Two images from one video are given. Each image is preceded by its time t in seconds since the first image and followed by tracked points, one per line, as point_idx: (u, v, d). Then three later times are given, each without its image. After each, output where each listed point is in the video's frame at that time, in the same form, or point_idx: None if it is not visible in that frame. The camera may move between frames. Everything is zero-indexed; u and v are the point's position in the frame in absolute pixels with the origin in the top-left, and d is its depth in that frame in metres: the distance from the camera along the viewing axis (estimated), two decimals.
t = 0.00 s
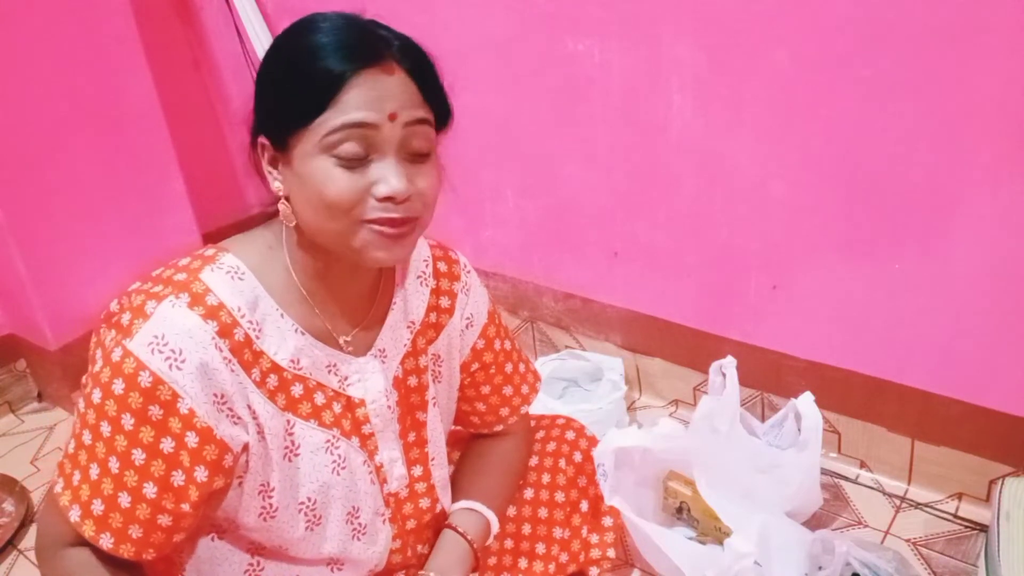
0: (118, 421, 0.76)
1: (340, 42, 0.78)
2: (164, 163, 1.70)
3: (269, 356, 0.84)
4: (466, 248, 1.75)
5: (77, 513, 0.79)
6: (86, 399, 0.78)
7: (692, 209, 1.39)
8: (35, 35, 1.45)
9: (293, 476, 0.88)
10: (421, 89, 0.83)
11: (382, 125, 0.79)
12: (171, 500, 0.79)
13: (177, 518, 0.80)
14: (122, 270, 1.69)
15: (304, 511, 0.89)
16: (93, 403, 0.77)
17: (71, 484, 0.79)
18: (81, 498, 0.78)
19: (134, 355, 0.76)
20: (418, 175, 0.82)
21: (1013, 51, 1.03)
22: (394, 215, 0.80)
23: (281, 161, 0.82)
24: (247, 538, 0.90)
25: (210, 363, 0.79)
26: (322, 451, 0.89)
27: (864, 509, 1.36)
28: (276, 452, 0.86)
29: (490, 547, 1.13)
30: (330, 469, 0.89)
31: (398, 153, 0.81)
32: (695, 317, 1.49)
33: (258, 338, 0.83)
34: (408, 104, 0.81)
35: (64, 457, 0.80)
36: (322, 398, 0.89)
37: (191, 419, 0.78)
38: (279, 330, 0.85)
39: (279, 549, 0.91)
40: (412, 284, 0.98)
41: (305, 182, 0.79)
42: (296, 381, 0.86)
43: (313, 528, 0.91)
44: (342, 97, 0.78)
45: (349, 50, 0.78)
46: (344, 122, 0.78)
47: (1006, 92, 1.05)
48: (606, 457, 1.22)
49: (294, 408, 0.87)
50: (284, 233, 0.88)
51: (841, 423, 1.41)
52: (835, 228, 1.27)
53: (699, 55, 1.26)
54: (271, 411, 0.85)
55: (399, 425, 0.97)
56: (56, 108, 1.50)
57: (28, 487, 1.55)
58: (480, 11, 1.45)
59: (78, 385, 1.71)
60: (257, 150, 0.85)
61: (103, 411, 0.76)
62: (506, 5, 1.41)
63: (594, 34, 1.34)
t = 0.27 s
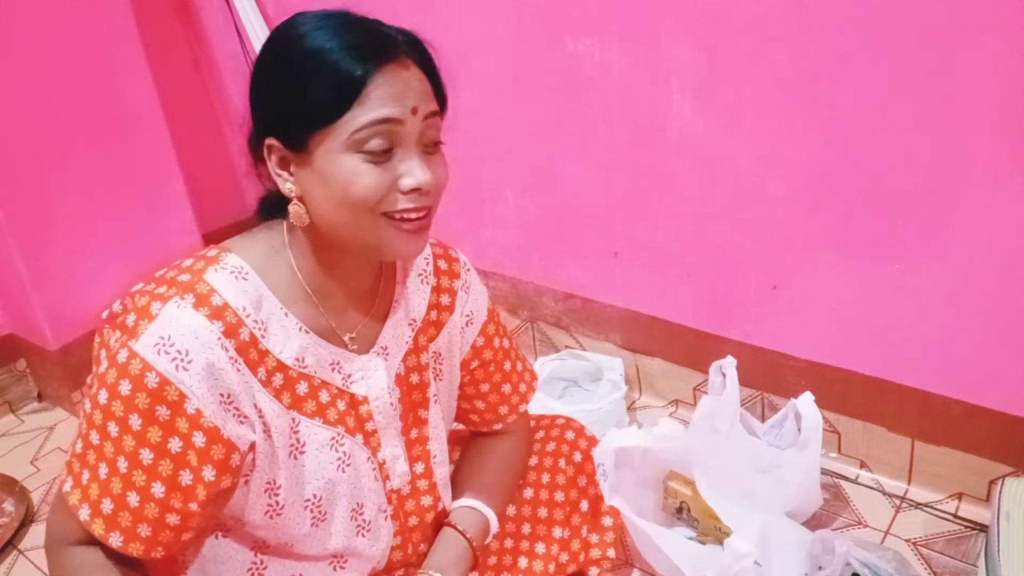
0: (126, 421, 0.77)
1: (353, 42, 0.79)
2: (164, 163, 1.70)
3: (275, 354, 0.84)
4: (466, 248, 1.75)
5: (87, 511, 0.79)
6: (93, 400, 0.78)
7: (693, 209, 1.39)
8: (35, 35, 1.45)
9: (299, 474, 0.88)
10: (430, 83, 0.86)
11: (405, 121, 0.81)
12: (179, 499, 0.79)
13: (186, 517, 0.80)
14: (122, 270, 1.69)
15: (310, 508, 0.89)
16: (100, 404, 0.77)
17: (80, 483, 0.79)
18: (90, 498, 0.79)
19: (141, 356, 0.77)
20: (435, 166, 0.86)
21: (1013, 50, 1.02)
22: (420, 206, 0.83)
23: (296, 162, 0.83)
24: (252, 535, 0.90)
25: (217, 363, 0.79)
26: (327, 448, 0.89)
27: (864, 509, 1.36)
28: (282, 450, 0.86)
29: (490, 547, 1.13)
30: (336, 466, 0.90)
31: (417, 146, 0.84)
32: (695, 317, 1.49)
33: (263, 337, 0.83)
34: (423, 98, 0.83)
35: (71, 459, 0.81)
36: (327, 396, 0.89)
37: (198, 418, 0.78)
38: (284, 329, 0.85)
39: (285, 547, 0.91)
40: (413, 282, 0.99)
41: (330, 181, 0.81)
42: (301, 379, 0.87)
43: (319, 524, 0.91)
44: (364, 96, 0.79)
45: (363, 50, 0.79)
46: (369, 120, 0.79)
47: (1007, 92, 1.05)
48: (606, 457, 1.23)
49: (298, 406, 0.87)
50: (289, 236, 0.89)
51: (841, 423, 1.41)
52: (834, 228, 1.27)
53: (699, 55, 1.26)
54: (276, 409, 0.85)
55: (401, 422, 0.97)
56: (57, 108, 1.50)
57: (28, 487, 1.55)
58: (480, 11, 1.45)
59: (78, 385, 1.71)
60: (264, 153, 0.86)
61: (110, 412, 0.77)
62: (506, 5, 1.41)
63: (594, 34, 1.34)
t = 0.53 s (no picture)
0: (131, 416, 0.76)
1: (360, 41, 0.80)
2: (164, 163, 1.70)
3: (280, 349, 0.84)
4: (466, 248, 1.75)
5: (89, 507, 0.79)
6: (96, 395, 0.78)
7: (692, 209, 1.39)
8: (35, 35, 1.45)
9: (303, 470, 0.88)
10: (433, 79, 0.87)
11: (415, 117, 0.82)
12: (183, 494, 0.79)
13: (189, 513, 0.80)
14: (122, 270, 1.69)
15: (314, 504, 0.90)
16: (103, 399, 0.77)
17: (82, 479, 0.79)
18: (92, 493, 0.78)
19: (147, 351, 0.77)
20: (442, 161, 0.87)
21: (1013, 50, 1.02)
22: (430, 199, 0.84)
23: (304, 161, 0.83)
24: (254, 532, 0.90)
25: (224, 358, 0.79)
26: (331, 444, 0.89)
27: (864, 509, 1.36)
28: (286, 446, 0.86)
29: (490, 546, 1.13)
30: (340, 461, 0.90)
31: (426, 141, 0.85)
32: (695, 317, 1.49)
33: (269, 332, 0.84)
34: (429, 94, 0.84)
35: (71, 455, 0.80)
36: (331, 392, 0.89)
37: (204, 413, 0.78)
38: (289, 324, 0.85)
39: (287, 544, 0.92)
40: (416, 279, 0.99)
41: (342, 178, 0.81)
42: (306, 374, 0.87)
43: (323, 520, 0.91)
44: (375, 93, 0.80)
45: (370, 48, 0.80)
46: (381, 116, 0.80)
47: (1006, 91, 1.05)
48: (605, 457, 1.23)
49: (303, 402, 0.87)
50: (294, 235, 0.89)
51: (841, 423, 1.41)
52: (835, 228, 1.26)
53: (699, 55, 1.26)
54: (282, 404, 0.85)
55: (403, 419, 0.97)
56: (56, 108, 1.50)
57: (28, 487, 1.55)
58: (480, 11, 1.45)
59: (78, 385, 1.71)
60: (270, 154, 0.85)
61: (115, 407, 0.77)
62: (506, 5, 1.41)
63: (594, 34, 1.34)
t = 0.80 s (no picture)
0: (137, 413, 0.76)
1: (365, 42, 0.80)
2: (164, 163, 1.70)
3: (287, 347, 0.85)
4: (466, 248, 1.75)
5: (91, 505, 0.78)
6: (101, 393, 0.78)
7: (692, 209, 1.39)
8: (35, 35, 1.45)
9: (309, 468, 0.88)
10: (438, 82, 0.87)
11: (419, 119, 0.82)
12: (189, 492, 0.79)
13: (193, 512, 0.80)
14: (122, 270, 1.69)
15: (319, 502, 0.89)
16: (108, 396, 0.77)
17: (84, 477, 0.79)
18: (95, 491, 0.78)
19: (155, 348, 0.77)
20: (445, 163, 0.87)
21: (1012, 50, 1.02)
22: (432, 202, 0.84)
23: (308, 159, 0.83)
24: (257, 532, 0.89)
25: (234, 355, 0.80)
26: (337, 442, 0.89)
27: (864, 508, 1.36)
28: (292, 444, 0.86)
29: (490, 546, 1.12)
30: (345, 460, 0.90)
31: (430, 144, 0.85)
32: (695, 317, 1.49)
33: (275, 330, 0.84)
34: (434, 97, 0.84)
35: (72, 453, 0.80)
36: (337, 390, 0.89)
37: (211, 411, 0.78)
38: (295, 323, 0.85)
39: (289, 544, 0.91)
40: (419, 279, 0.99)
41: (345, 178, 0.81)
42: (312, 373, 0.87)
43: (327, 518, 0.91)
44: (379, 94, 0.80)
45: (376, 49, 0.80)
46: (385, 117, 0.80)
47: (1006, 91, 1.05)
48: (605, 457, 1.22)
49: (309, 401, 0.87)
50: (298, 233, 0.89)
51: (841, 423, 1.41)
52: (834, 228, 1.26)
53: (699, 55, 1.26)
54: (289, 401, 0.85)
55: (406, 418, 0.97)
56: (57, 108, 1.50)
57: (28, 487, 1.55)
58: (480, 11, 1.45)
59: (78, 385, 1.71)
60: (274, 151, 0.85)
61: (120, 404, 0.76)
62: (506, 5, 1.41)
63: (594, 34, 1.34)
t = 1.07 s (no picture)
0: (140, 416, 0.76)
1: (363, 41, 0.80)
2: (164, 162, 1.70)
3: (288, 349, 0.84)
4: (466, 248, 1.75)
5: (96, 507, 0.79)
6: (104, 396, 0.78)
7: (692, 209, 1.39)
8: (35, 35, 1.45)
9: (311, 470, 0.88)
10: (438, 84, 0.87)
11: (416, 120, 0.82)
12: (191, 495, 0.79)
13: (196, 514, 0.80)
14: (122, 270, 1.69)
15: (321, 503, 0.89)
16: (112, 399, 0.77)
17: (88, 479, 0.79)
18: (100, 493, 0.79)
19: (157, 351, 0.77)
20: (443, 165, 0.86)
21: (1012, 50, 1.02)
22: (429, 203, 0.84)
23: (306, 159, 0.83)
24: (259, 533, 0.90)
25: (235, 358, 0.79)
26: (338, 444, 0.89)
27: (864, 508, 1.36)
28: (294, 446, 0.86)
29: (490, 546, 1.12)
30: (347, 462, 0.90)
31: (427, 145, 0.84)
32: (695, 317, 1.49)
33: (277, 332, 0.84)
34: (432, 98, 0.84)
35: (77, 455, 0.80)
36: (339, 392, 0.89)
37: (214, 414, 0.78)
38: (297, 325, 0.85)
39: (292, 545, 0.91)
40: (421, 280, 0.99)
41: (341, 177, 0.81)
42: (314, 375, 0.87)
43: (329, 519, 0.91)
44: (376, 94, 0.80)
45: (375, 49, 0.80)
46: (381, 117, 0.80)
47: (1006, 91, 1.05)
48: (605, 457, 1.22)
49: (311, 402, 0.87)
50: (298, 234, 0.89)
51: (841, 423, 1.41)
52: (835, 228, 1.26)
53: (699, 55, 1.26)
54: (290, 404, 0.85)
55: (408, 419, 0.97)
56: (57, 108, 1.50)
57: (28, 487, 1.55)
58: (480, 11, 1.45)
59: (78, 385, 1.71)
60: (275, 152, 0.85)
61: (123, 408, 0.76)
62: (506, 5, 1.41)
63: (594, 35, 1.34)
